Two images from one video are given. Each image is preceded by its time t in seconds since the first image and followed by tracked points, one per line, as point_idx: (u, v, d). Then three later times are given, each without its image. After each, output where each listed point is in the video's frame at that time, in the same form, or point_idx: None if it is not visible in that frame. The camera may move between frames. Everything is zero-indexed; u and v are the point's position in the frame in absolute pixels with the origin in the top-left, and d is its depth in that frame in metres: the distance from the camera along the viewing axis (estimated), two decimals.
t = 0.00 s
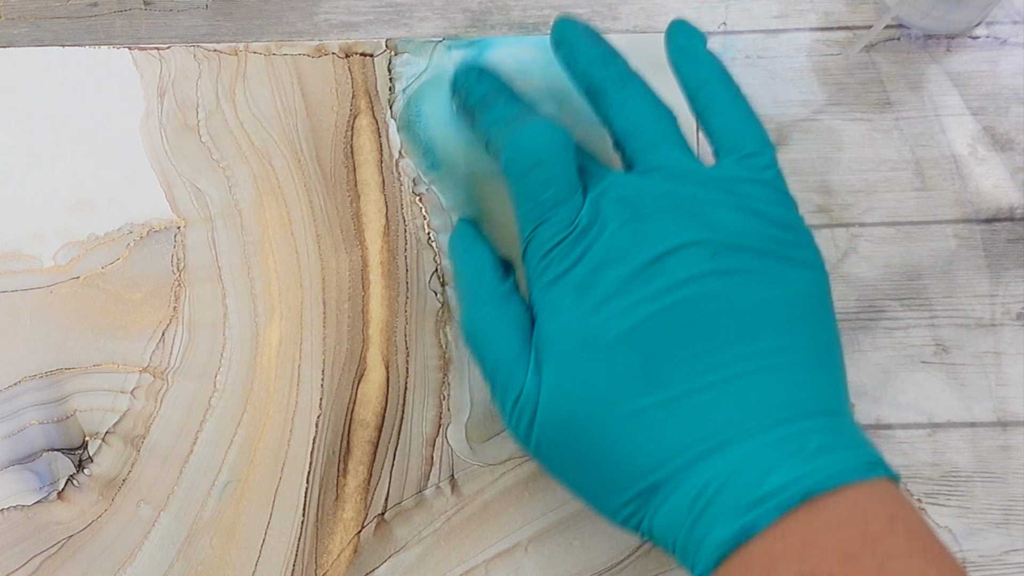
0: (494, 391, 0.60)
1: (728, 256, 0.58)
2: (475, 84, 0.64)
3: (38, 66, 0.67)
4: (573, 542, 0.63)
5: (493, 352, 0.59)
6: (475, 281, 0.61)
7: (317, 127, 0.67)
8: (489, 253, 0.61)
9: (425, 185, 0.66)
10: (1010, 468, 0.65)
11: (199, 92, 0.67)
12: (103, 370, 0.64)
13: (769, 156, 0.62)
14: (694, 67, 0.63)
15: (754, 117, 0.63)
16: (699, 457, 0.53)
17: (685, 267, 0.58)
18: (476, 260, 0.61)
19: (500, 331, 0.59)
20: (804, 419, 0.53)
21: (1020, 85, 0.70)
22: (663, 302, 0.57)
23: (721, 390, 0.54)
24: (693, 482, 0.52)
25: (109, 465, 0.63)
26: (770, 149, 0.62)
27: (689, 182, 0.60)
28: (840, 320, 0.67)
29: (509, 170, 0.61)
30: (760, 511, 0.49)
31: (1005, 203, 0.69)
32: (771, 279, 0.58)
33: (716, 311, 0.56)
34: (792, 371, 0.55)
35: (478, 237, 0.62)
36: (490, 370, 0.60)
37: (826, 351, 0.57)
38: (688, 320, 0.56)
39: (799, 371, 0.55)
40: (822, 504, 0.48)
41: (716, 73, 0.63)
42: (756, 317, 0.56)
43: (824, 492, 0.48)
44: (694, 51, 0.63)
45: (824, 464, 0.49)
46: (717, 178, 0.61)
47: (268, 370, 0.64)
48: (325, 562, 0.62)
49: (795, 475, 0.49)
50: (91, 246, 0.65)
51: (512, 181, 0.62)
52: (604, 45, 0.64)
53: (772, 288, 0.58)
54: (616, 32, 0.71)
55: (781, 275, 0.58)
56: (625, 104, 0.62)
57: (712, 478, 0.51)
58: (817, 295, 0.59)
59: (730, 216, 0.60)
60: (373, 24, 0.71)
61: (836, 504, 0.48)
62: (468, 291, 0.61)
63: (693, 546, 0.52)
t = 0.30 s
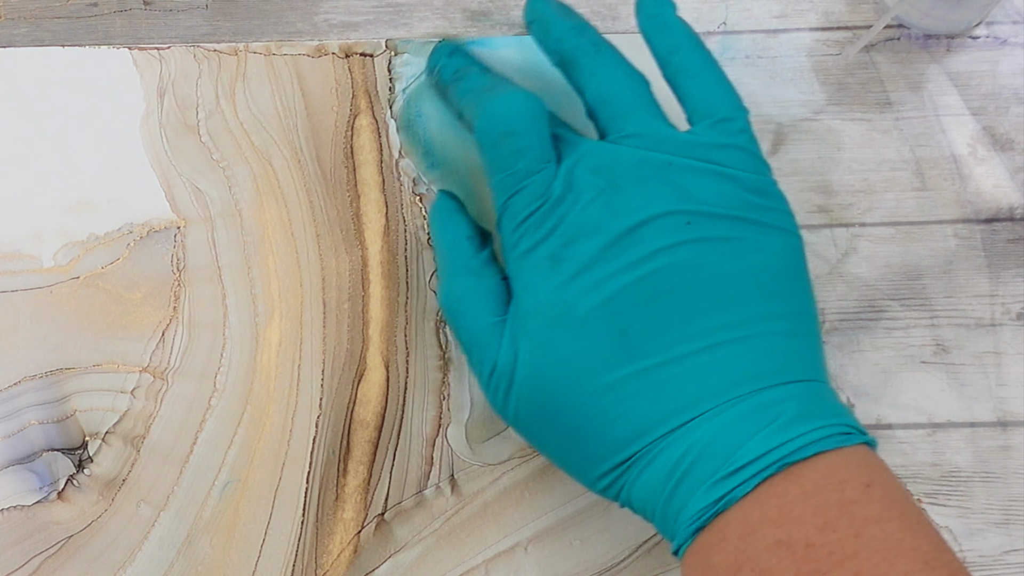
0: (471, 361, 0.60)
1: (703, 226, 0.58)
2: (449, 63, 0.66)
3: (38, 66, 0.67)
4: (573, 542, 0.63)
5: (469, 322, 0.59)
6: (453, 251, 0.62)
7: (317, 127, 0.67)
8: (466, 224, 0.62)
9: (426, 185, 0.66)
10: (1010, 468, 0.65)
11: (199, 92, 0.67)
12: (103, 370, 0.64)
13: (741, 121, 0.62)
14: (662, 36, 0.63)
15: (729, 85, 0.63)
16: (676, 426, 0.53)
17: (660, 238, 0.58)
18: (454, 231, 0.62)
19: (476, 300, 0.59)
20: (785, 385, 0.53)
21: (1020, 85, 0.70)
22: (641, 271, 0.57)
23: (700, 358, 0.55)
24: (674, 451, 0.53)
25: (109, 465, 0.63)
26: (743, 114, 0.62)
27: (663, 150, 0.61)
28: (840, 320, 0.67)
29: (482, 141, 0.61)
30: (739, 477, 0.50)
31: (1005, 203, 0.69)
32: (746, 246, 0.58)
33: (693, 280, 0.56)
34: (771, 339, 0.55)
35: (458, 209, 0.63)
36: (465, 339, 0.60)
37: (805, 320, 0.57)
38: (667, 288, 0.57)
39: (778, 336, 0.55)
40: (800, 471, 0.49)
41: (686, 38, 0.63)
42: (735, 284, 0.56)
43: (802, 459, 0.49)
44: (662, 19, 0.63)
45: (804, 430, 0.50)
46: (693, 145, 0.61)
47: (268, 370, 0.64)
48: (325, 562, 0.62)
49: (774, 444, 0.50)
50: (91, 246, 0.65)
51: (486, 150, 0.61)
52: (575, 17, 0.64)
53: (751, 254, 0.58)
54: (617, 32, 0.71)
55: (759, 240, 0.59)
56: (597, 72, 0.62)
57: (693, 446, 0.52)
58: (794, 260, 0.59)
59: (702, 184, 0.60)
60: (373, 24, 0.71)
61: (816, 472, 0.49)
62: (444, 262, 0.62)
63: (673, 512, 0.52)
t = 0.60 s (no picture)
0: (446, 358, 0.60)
1: (676, 218, 0.58)
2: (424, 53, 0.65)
3: (37, 66, 0.67)
4: (573, 542, 0.63)
5: (444, 317, 0.60)
6: (428, 248, 0.61)
7: (317, 127, 0.67)
8: (443, 221, 0.62)
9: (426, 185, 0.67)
10: (1010, 468, 0.65)
11: (199, 92, 0.67)
12: (103, 370, 0.64)
13: (714, 111, 0.62)
14: (636, 27, 0.63)
15: (701, 74, 0.63)
16: (652, 423, 0.53)
17: (633, 232, 0.57)
18: (430, 228, 0.61)
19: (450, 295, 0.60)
20: (760, 378, 0.53)
21: (1020, 85, 0.70)
22: (615, 266, 0.57)
23: (675, 353, 0.54)
24: (650, 448, 0.53)
25: (109, 465, 0.63)
26: (715, 104, 0.62)
27: (635, 144, 0.60)
28: (840, 320, 0.67)
29: (453, 138, 0.61)
30: (715, 474, 0.49)
31: (1004, 203, 0.69)
32: (720, 239, 0.58)
33: (667, 275, 0.56)
34: (746, 332, 0.55)
35: (436, 205, 0.62)
36: (440, 333, 0.60)
37: (779, 311, 0.57)
38: (641, 285, 0.56)
39: (752, 328, 0.55)
40: (777, 466, 0.48)
41: (658, 28, 0.62)
42: (709, 278, 0.56)
43: (779, 454, 0.49)
44: (637, 10, 0.63)
45: (779, 424, 0.50)
46: (666, 138, 0.60)
47: (268, 370, 0.64)
48: (325, 562, 0.62)
49: (749, 439, 0.49)
50: (91, 246, 0.65)
51: (457, 145, 0.61)
52: (549, 13, 0.63)
53: (724, 246, 0.58)
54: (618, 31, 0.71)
55: (732, 231, 0.59)
56: (568, 66, 0.62)
57: (669, 443, 0.52)
58: (770, 251, 0.59)
59: (675, 176, 0.59)
60: (373, 24, 0.71)
61: (792, 466, 0.48)
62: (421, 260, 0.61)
63: (650, 508, 0.52)
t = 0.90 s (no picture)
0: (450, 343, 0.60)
1: (678, 206, 0.58)
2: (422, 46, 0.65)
3: (37, 66, 0.67)
4: (574, 542, 0.63)
5: (446, 303, 0.60)
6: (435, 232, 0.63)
7: (317, 126, 0.67)
8: (451, 208, 0.63)
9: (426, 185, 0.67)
10: (1010, 468, 0.65)
11: (199, 92, 0.67)
12: (102, 370, 0.64)
13: (715, 98, 0.62)
14: (636, 16, 0.63)
15: (703, 64, 0.63)
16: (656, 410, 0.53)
17: (635, 220, 0.58)
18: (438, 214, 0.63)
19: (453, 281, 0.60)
20: (763, 365, 0.53)
21: (1020, 85, 0.70)
22: (617, 254, 0.57)
23: (678, 341, 0.54)
24: (653, 435, 0.53)
25: (109, 465, 0.63)
26: (715, 92, 0.62)
27: (636, 132, 0.60)
28: (840, 320, 0.67)
29: (451, 125, 0.61)
30: (719, 462, 0.49)
31: (1004, 203, 0.69)
32: (721, 226, 0.58)
33: (669, 263, 0.56)
34: (749, 319, 0.55)
35: (445, 192, 0.64)
36: (442, 318, 0.60)
37: (782, 298, 0.57)
38: (643, 271, 0.56)
39: (754, 315, 0.55)
40: (781, 454, 0.48)
41: (658, 17, 0.62)
42: (711, 265, 0.56)
43: (783, 441, 0.49)
44: None
45: (782, 412, 0.50)
46: (667, 126, 0.60)
47: (268, 370, 0.64)
48: (325, 562, 0.62)
49: (753, 426, 0.49)
50: (91, 246, 0.65)
51: (456, 133, 0.62)
52: (548, 4, 0.64)
53: (726, 234, 0.58)
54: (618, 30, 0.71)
55: (733, 218, 0.59)
56: (569, 54, 0.63)
57: (672, 430, 0.52)
58: (771, 238, 0.59)
59: (675, 164, 0.60)
60: (373, 24, 0.71)
61: (797, 454, 0.48)
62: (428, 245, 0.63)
63: (653, 495, 0.52)
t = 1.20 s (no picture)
0: (461, 346, 0.60)
1: (689, 212, 0.58)
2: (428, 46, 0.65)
3: (37, 66, 0.67)
4: (574, 541, 0.63)
5: (457, 306, 0.59)
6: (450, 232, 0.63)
7: (317, 126, 0.67)
8: (467, 207, 0.63)
9: (425, 185, 0.67)
10: (1010, 468, 0.65)
11: (199, 92, 0.67)
12: (102, 370, 0.64)
13: (727, 103, 0.62)
14: (648, 19, 0.63)
15: (715, 68, 0.63)
16: (666, 418, 0.53)
17: (647, 225, 0.57)
18: (455, 215, 0.63)
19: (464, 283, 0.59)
20: (776, 373, 0.53)
21: (1020, 85, 0.70)
22: (629, 258, 0.56)
23: (690, 347, 0.54)
24: (664, 441, 0.52)
25: (109, 465, 0.63)
26: (727, 95, 0.62)
27: (648, 136, 0.60)
28: (840, 320, 0.67)
29: (461, 129, 0.61)
30: (731, 470, 0.49)
31: (1004, 203, 0.69)
32: (733, 231, 0.58)
33: (681, 268, 0.56)
34: (761, 327, 0.55)
35: (463, 192, 0.64)
36: (454, 322, 0.59)
37: (792, 305, 0.57)
38: (655, 277, 0.56)
39: (766, 323, 0.55)
40: (794, 462, 0.48)
41: (671, 21, 0.62)
42: (722, 271, 0.56)
43: (797, 449, 0.48)
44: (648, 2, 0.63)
45: (795, 420, 0.50)
46: (678, 130, 0.60)
47: (268, 370, 0.64)
48: (325, 562, 0.62)
49: (765, 434, 0.49)
50: (91, 246, 0.65)
51: (466, 136, 0.61)
52: (560, 7, 0.63)
53: (737, 239, 0.57)
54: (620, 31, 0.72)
55: (744, 224, 0.58)
56: (582, 59, 0.62)
57: (684, 437, 0.52)
58: (783, 242, 0.59)
59: (688, 168, 0.59)
60: (374, 24, 0.71)
61: (810, 461, 0.48)
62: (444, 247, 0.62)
63: (663, 502, 0.52)
